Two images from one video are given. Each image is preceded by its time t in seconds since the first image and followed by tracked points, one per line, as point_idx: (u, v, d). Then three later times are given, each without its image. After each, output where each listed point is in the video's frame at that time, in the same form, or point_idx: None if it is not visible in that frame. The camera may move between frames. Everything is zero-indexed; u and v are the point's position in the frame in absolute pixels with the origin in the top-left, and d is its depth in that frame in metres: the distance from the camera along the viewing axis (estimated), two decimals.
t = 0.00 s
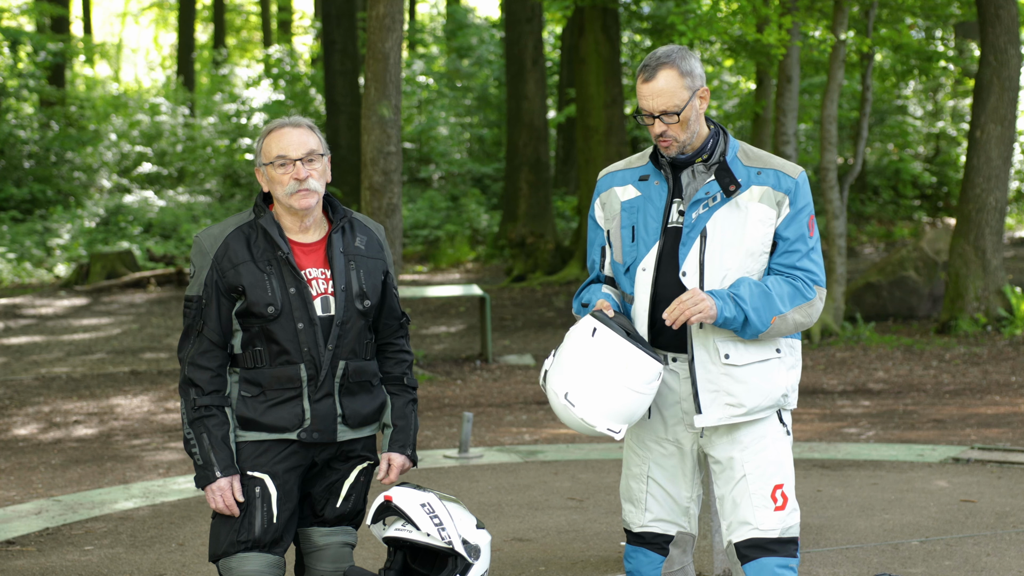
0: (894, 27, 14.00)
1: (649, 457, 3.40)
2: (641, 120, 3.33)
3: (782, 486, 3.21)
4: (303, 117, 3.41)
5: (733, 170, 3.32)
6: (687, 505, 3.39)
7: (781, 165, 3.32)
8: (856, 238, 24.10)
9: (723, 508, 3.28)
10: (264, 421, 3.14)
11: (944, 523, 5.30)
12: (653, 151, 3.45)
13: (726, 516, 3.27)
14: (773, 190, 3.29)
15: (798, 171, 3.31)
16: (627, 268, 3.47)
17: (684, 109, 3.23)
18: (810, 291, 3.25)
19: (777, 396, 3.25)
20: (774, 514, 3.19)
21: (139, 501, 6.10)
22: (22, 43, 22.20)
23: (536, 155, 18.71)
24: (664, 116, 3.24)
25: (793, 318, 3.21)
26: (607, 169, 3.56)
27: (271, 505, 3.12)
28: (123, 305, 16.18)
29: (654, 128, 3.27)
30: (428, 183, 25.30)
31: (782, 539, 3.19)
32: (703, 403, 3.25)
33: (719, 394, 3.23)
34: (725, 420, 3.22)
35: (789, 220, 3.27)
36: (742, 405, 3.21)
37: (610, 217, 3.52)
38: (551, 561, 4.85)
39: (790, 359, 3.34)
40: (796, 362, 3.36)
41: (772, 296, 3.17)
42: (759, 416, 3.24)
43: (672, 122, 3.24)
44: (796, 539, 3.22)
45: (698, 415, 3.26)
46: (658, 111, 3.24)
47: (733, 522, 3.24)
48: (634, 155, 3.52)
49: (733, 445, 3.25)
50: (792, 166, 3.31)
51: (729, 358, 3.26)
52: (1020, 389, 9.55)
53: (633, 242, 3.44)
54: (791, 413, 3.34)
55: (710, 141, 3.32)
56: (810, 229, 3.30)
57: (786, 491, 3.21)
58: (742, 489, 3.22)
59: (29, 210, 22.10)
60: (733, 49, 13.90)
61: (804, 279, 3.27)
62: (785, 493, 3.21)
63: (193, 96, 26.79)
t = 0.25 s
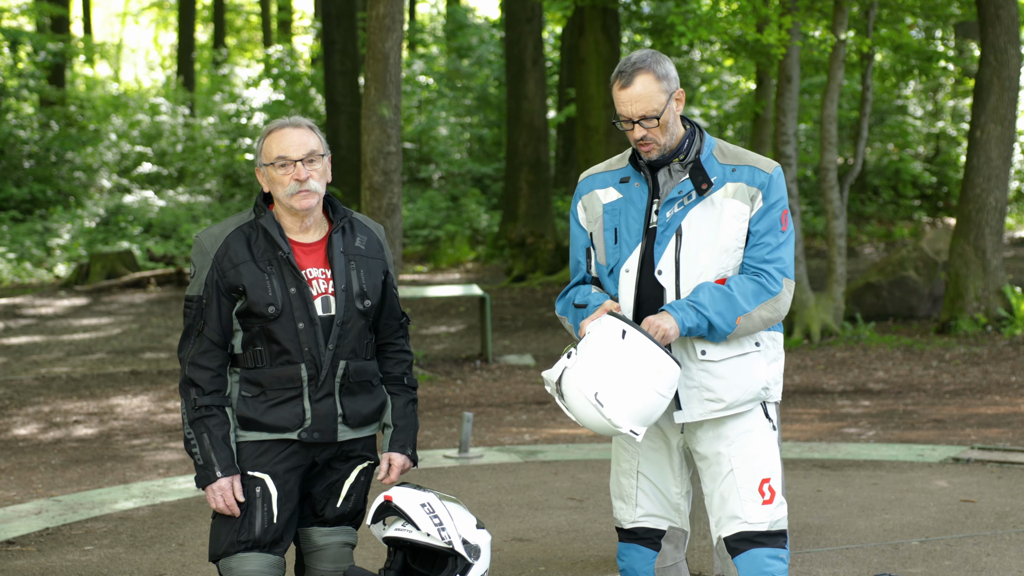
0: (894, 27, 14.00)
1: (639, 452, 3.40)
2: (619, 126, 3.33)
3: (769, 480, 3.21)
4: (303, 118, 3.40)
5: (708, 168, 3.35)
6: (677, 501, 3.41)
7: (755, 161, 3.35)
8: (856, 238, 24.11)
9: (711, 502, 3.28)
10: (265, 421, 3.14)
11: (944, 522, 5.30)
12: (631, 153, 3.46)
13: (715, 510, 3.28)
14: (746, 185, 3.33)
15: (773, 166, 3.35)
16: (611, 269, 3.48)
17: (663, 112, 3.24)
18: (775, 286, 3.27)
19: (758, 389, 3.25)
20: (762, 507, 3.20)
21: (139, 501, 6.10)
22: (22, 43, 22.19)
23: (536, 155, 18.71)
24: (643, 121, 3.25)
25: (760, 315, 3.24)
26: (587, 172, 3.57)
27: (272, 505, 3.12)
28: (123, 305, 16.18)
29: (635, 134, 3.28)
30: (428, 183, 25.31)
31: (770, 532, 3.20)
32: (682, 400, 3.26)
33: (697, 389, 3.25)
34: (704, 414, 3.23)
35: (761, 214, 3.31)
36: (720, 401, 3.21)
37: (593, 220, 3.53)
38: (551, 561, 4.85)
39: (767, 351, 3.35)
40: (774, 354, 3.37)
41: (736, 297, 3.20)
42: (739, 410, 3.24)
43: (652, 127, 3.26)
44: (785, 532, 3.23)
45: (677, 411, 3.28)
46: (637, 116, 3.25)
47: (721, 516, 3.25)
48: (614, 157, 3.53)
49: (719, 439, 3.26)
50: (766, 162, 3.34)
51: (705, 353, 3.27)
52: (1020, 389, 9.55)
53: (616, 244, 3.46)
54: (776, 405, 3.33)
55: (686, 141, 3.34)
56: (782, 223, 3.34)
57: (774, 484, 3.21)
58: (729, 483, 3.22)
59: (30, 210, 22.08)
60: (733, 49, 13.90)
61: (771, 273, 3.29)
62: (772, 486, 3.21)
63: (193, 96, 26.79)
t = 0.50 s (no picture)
0: (894, 27, 14.00)
1: (631, 450, 3.41)
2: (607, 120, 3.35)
3: (757, 477, 3.21)
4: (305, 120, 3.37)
5: (690, 168, 3.34)
6: (672, 499, 3.40)
7: (738, 160, 3.32)
8: (856, 238, 24.12)
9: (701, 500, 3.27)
10: (265, 421, 3.14)
11: (944, 522, 5.30)
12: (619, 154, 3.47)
13: (704, 507, 3.27)
14: (726, 184, 3.30)
15: (754, 165, 3.30)
16: (601, 269, 3.51)
17: (650, 105, 3.26)
18: (749, 287, 3.22)
19: (739, 387, 3.24)
20: (750, 504, 3.20)
21: (139, 501, 6.11)
22: (23, 44, 22.20)
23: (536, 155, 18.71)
24: (630, 113, 3.25)
25: (735, 320, 3.20)
26: (581, 172, 3.59)
27: (272, 505, 3.12)
28: (123, 305, 16.18)
29: (621, 125, 3.28)
30: (428, 183, 25.31)
31: (759, 528, 3.20)
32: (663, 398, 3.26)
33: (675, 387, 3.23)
34: (683, 412, 3.23)
35: (740, 212, 3.28)
36: (699, 398, 3.21)
37: (586, 221, 3.57)
38: (551, 561, 4.85)
39: (749, 349, 3.33)
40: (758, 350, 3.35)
41: (706, 305, 3.18)
42: (720, 407, 3.23)
43: (639, 118, 3.26)
44: (772, 528, 3.24)
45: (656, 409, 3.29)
46: (624, 108, 3.26)
47: (709, 514, 3.25)
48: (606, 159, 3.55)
49: (705, 436, 3.25)
50: (748, 160, 3.30)
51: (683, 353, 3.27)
52: (1020, 389, 9.55)
53: (605, 244, 3.49)
54: (762, 402, 3.32)
55: (670, 142, 3.32)
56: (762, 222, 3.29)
57: (762, 481, 3.21)
58: (716, 480, 3.21)
59: (30, 210, 22.06)
60: (732, 49, 13.90)
61: (747, 274, 3.24)
62: (761, 484, 3.21)
63: (193, 96, 26.80)
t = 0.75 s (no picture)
0: (894, 27, 14.00)
1: (629, 450, 3.42)
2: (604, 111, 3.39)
3: (753, 477, 3.21)
4: (307, 121, 3.34)
5: (680, 168, 3.34)
6: (670, 499, 3.40)
7: (728, 158, 3.31)
8: (856, 238, 24.13)
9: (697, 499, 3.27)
10: (265, 421, 3.14)
11: (944, 523, 5.30)
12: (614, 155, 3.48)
13: (700, 507, 3.27)
14: (716, 183, 3.29)
15: (743, 163, 3.29)
16: (598, 270, 3.51)
17: (646, 92, 3.31)
18: (738, 287, 3.19)
19: (732, 385, 3.23)
20: (747, 504, 3.20)
21: (139, 501, 6.10)
22: (23, 44, 22.21)
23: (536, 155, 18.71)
24: (627, 97, 3.30)
25: (724, 320, 3.18)
26: (580, 175, 3.61)
27: (272, 505, 3.12)
28: (123, 305, 16.18)
29: (617, 109, 3.31)
30: (429, 183, 25.31)
31: (756, 528, 3.20)
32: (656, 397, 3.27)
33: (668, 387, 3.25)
34: (676, 411, 3.24)
35: (729, 210, 3.25)
36: (691, 397, 3.22)
37: (584, 223, 3.57)
38: (551, 561, 4.85)
39: (744, 347, 3.32)
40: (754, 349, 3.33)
41: (694, 306, 3.17)
42: (713, 406, 3.23)
43: (637, 103, 3.30)
44: (769, 528, 3.24)
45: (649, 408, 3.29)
46: (620, 93, 3.31)
47: (705, 513, 3.24)
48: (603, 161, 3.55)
49: (699, 435, 3.25)
50: (737, 158, 3.29)
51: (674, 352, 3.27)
52: (1020, 389, 9.54)
53: (601, 245, 3.49)
54: (759, 401, 3.31)
55: (662, 140, 3.34)
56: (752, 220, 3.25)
57: (757, 481, 3.22)
58: (712, 480, 3.21)
59: (29, 210, 22.05)
60: (733, 49, 13.90)
61: (736, 274, 3.21)
62: (756, 484, 3.21)
63: (193, 96, 26.81)
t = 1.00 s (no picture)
0: (894, 27, 13.99)
1: (627, 450, 3.42)
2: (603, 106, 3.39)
3: (752, 477, 3.22)
4: (307, 121, 3.33)
5: (680, 166, 3.34)
6: (668, 499, 3.40)
7: (728, 156, 3.31)
8: (856, 238, 24.14)
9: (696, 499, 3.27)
10: (266, 421, 3.14)
11: (944, 523, 5.30)
12: (613, 155, 3.48)
13: (698, 507, 3.27)
14: (717, 181, 3.29)
15: (744, 161, 3.29)
16: (596, 270, 3.50)
17: (649, 88, 3.31)
18: (749, 286, 3.21)
19: (734, 384, 3.24)
20: (746, 504, 3.21)
21: (139, 501, 6.10)
22: (22, 44, 22.22)
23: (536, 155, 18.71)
24: (629, 91, 3.30)
25: (733, 317, 3.20)
26: (579, 175, 3.61)
27: (272, 505, 3.12)
28: (123, 305, 16.18)
29: (619, 103, 3.30)
30: (428, 183, 25.32)
31: (755, 529, 3.21)
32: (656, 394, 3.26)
33: (669, 384, 3.25)
34: (677, 408, 3.24)
35: (732, 209, 3.26)
36: (693, 395, 3.22)
37: (582, 223, 3.57)
38: (551, 561, 4.85)
39: (745, 347, 3.32)
40: (755, 348, 3.35)
41: (705, 301, 3.17)
42: (713, 405, 3.23)
43: (638, 97, 3.30)
44: (767, 529, 3.24)
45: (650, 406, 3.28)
46: (622, 87, 3.31)
47: (703, 513, 3.24)
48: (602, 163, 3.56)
49: (698, 435, 3.25)
50: (738, 156, 3.29)
51: (675, 349, 3.27)
52: (1020, 389, 9.54)
53: (599, 244, 3.48)
54: (758, 401, 3.32)
55: (660, 138, 3.34)
56: (755, 219, 3.26)
57: (756, 481, 3.22)
58: (711, 479, 3.21)
59: (29, 210, 22.05)
60: (733, 49, 13.89)
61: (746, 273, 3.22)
62: (755, 484, 3.22)
63: (193, 96, 26.81)
